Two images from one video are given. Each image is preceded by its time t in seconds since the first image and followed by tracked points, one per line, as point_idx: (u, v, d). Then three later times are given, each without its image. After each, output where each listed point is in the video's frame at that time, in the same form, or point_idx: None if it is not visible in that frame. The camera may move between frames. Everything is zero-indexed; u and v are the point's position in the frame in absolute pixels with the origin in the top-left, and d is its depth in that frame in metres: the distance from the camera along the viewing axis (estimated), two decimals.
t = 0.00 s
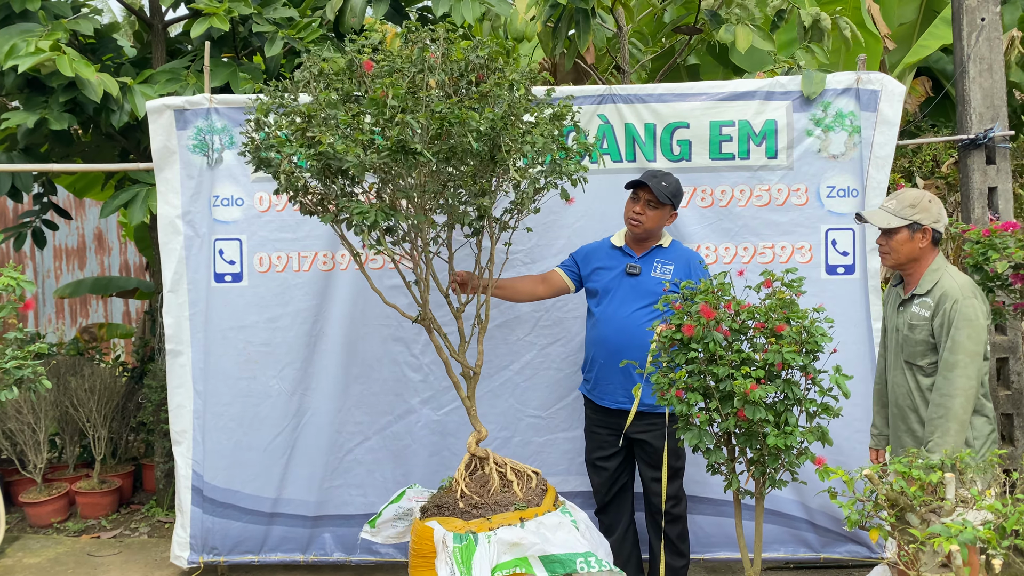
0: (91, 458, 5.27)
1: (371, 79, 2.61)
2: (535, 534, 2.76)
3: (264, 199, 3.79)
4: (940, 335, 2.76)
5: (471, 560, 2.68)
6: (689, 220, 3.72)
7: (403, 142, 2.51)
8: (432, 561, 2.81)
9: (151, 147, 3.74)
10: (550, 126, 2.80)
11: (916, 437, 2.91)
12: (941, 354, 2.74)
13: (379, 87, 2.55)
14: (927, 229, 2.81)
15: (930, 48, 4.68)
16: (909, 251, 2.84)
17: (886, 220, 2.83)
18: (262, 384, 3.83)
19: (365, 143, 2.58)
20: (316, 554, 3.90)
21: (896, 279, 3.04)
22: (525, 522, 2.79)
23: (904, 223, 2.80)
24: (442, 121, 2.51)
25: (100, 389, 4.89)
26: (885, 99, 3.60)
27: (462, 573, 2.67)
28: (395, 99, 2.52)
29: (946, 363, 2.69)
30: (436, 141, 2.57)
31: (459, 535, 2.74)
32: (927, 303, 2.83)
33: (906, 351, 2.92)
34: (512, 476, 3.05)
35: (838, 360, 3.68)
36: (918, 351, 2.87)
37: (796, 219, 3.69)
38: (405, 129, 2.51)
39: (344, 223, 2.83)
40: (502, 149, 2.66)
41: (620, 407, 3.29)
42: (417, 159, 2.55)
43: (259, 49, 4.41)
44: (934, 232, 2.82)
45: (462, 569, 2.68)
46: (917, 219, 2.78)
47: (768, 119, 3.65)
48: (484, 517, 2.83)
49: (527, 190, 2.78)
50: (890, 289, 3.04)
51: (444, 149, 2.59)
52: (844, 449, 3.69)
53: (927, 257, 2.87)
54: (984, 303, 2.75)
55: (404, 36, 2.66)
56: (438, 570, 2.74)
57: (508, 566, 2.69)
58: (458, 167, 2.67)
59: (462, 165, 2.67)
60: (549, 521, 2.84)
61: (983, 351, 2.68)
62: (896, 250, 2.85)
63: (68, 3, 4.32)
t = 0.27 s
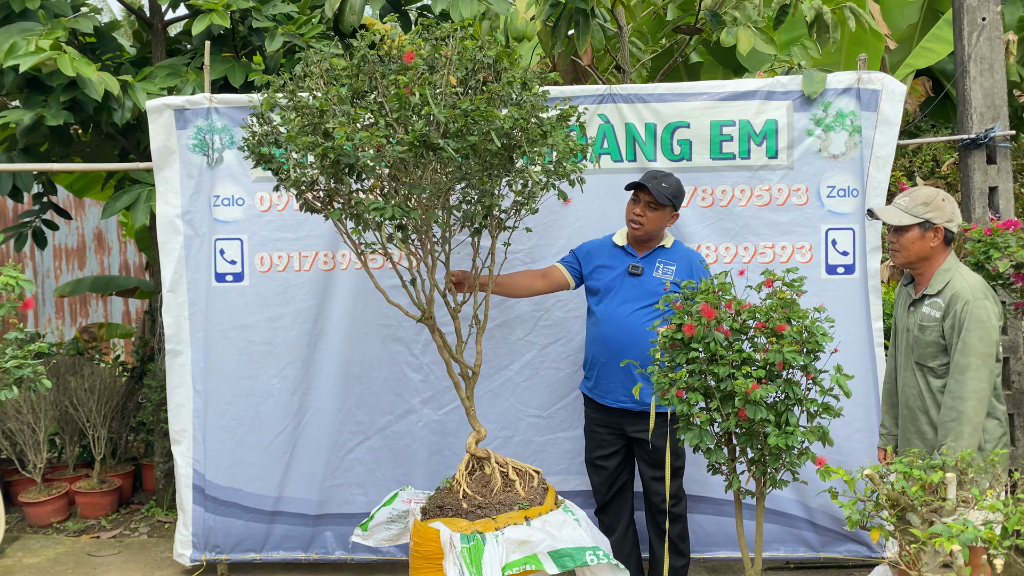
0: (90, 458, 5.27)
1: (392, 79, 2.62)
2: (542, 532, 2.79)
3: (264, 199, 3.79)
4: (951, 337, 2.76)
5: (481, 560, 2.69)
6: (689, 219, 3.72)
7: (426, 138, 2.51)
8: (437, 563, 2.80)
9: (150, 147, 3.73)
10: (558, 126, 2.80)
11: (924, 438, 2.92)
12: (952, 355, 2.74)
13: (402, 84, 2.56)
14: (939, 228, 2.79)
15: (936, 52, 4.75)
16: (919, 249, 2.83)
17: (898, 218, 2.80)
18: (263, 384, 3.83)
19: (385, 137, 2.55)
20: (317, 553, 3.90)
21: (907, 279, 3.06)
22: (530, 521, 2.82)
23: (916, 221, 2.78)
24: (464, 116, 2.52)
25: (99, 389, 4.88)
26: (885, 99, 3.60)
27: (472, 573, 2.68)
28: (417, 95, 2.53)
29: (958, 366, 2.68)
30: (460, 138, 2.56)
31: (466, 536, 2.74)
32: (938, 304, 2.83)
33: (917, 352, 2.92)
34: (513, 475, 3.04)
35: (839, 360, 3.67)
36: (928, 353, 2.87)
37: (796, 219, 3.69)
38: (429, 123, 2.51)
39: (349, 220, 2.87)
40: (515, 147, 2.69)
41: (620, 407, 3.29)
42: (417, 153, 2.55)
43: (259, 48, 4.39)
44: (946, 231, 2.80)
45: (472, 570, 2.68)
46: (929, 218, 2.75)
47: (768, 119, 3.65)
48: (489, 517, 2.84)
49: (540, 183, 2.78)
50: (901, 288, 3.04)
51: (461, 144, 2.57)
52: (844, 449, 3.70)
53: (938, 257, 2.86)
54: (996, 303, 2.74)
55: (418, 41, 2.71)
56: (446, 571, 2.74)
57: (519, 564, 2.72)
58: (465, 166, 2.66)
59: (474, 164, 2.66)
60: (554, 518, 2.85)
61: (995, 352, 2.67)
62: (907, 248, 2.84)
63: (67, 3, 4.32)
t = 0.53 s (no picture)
0: (90, 458, 5.26)
1: (396, 76, 2.62)
2: (545, 530, 2.79)
3: (265, 199, 3.79)
4: (956, 339, 2.76)
5: (485, 560, 2.69)
6: (690, 219, 3.72)
7: (431, 138, 2.51)
8: (440, 564, 2.79)
9: (150, 146, 3.73)
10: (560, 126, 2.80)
11: (930, 439, 2.93)
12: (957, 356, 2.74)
13: (405, 83, 2.56)
14: (946, 228, 2.79)
15: (938, 54, 4.80)
16: (925, 248, 2.82)
17: (906, 216, 2.79)
18: (263, 384, 3.83)
19: (389, 138, 2.55)
20: (317, 553, 3.90)
21: (914, 280, 3.06)
22: (533, 520, 2.83)
23: (923, 220, 2.78)
24: (469, 115, 2.50)
25: (99, 389, 4.88)
26: (885, 99, 3.60)
27: (477, 574, 2.67)
28: (421, 94, 2.52)
29: (963, 368, 2.68)
30: (464, 138, 2.55)
31: (470, 536, 2.74)
32: (944, 304, 2.83)
33: (923, 353, 2.92)
34: (514, 475, 3.04)
35: (840, 360, 3.67)
36: (934, 354, 2.87)
37: (797, 219, 3.69)
38: (434, 122, 2.51)
39: (349, 220, 2.87)
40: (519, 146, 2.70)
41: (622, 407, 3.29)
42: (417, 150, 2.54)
43: (259, 48, 4.38)
44: (952, 231, 2.79)
45: (477, 570, 2.68)
46: (937, 217, 2.75)
47: (768, 119, 3.65)
48: (492, 517, 2.84)
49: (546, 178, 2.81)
50: (909, 289, 3.05)
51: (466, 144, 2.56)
52: (845, 449, 3.70)
53: (945, 257, 2.85)
54: (1002, 304, 2.74)
55: (419, 41, 2.72)
56: (450, 572, 2.73)
57: (523, 563, 2.72)
58: (467, 166, 2.66)
59: (477, 164, 2.65)
60: (556, 517, 2.86)
61: (999, 353, 2.67)
62: (913, 247, 2.84)
63: (68, 2, 4.32)
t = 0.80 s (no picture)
0: (90, 458, 5.26)
1: (392, 78, 2.61)
2: (546, 530, 2.80)
3: (264, 199, 3.79)
4: (956, 337, 2.76)
5: (487, 560, 2.69)
6: (690, 219, 3.72)
7: (429, 141, 2.52)
8: (441, 564, 2.79)
9: (150, 146, 3.73)
10: (557, 126, 2.80)
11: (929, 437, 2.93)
12: (957, 355, 2.74)
13: (402, 85, 2.55)
14: (948, 228, 2.79)
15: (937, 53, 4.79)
16: (927, 247, 2.82)
17: (908, 214, 2.80)
18: (263, 384, 3.83)
19: (386, 141, 2.55)
20: (317, 553, 3.90)
21: (914, 280, 3.05)
22: (534, 520, 2.83)
23: (926, 218, 2.78)
24: (467, 118, 2.53)
25: (99, 389, 4.88)
26: (885, 99, 3.60)
27: (478, 574, 2.67)
28: (418, 96, 2.53)
29: (962, 366, 2.68)
30: (463, 139, 2.56)
31: (471, 536, 2.74)
32: (943, 303, 2.83)
33: (922, 351, 2.93)
34: (514, 475, 3.04)
35: (840, 360, 3.67)
36: (933, 352, 2.87)
37: (797, 218, 3.68)
38: (432, 126, 2.52)
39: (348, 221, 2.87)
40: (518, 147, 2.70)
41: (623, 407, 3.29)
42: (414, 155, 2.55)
43: (259, 48, 4.38)
44: (956, 230, 2.80)
45: (478, 570, 2.67)
46: (940, 216, 2.76)
47: (769, 118, 3.65)
48: (492, 517, 2.84)
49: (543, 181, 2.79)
50: (909, 288, 3.05)
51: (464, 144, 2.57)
52: (846, 449, 3.69)
53: (946, 256, 2.85)
54: (1002, 303, 2.73)
55: (417, 43, 2.71)
56: (451, 572, 2.73)
57: (525, 563, 2.72)
58: (466, 167, 2.66)
59: (476, 165, 2.66)
60: (557, 517, 2.86)
61: (999, 352, 2.67)
62: (914, 245, 2.84)
63: (68, 2, 4.31)
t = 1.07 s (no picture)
0: (90, 458, 5.26)
1: (393, 76, 2.61)
2: (546, 530, 2.80)
3: (264, 199, 3.79)
4: (950, 335, 2.77)
5: (487, 560, 2.69)
6: (691, 219, 3.72)
7: (430, 138, 2.51)
8: (442, 564, 2.79)
9: (151, 146, 3.73)
10: (559, 126, 2.80)
11: (925, 436, 2.94)
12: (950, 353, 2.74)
13: (401, 83, 2.55)
14: (945, 228, 2.79)
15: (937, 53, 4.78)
16: (923, 246, 2.83)
17: (904, 214, 2.80)
18: (263, 384, 3.83)
19: (388, 139, 2.55)
20: (317, 554, 3.89)
21: (913, 279, 3.06)
22: (534, 520, 2.83)
23: (922, 218, 2.78)
24: (467, 114, 2.51)
25: (99, 389, 4.88)
26: (885, 98, 3.60)
27: (478, 574, 2.67)
28: (418, 94, 2.53)
29: (954, 364, 2.69)
30: (464, 137, 2.56)
31: (472, 536, 2.74)
32: (937, 301, 2.84)
33: (918, 350, 2.93)
34: (514, 475, 3.04)
35: (841, 360, 3.67)
36: (928, 350, 2.88)
37: (798, 218, 3.68)
38: (434, 122, 2.52)
39: (348, 221, 2.87)
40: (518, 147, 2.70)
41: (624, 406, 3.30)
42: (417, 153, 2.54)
43: (259, 48, 4.38)
44: (951, 230, 2.79)
45: (478, 570, 2.67)
46: (935, 215, 2.76)
47: (769, 118, 3.65)
48: (493, 517, 2.84)
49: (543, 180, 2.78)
50: (906, 288, 3.06)
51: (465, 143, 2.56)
52: (848, 451, 3.68)
53: (942, 255, 2.86)
54: (996, 303, 2.74)
55: (417, 41, 2.71)
56: (451, 571, 2.73)
57: (525, 563, 2.72)
58: (466, 168, 2.66)
59: (476, 164, 2.66)
60: (557, 517, 2.86)
61: (991, 351, 2.67)
62: (911, 246, 2.84)
63: (68, 2, 4.31)
